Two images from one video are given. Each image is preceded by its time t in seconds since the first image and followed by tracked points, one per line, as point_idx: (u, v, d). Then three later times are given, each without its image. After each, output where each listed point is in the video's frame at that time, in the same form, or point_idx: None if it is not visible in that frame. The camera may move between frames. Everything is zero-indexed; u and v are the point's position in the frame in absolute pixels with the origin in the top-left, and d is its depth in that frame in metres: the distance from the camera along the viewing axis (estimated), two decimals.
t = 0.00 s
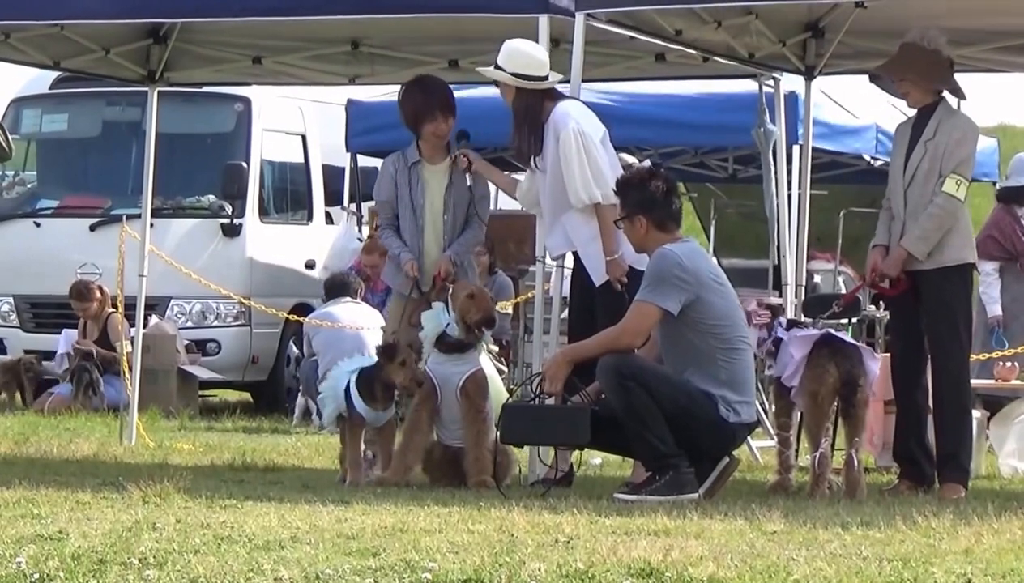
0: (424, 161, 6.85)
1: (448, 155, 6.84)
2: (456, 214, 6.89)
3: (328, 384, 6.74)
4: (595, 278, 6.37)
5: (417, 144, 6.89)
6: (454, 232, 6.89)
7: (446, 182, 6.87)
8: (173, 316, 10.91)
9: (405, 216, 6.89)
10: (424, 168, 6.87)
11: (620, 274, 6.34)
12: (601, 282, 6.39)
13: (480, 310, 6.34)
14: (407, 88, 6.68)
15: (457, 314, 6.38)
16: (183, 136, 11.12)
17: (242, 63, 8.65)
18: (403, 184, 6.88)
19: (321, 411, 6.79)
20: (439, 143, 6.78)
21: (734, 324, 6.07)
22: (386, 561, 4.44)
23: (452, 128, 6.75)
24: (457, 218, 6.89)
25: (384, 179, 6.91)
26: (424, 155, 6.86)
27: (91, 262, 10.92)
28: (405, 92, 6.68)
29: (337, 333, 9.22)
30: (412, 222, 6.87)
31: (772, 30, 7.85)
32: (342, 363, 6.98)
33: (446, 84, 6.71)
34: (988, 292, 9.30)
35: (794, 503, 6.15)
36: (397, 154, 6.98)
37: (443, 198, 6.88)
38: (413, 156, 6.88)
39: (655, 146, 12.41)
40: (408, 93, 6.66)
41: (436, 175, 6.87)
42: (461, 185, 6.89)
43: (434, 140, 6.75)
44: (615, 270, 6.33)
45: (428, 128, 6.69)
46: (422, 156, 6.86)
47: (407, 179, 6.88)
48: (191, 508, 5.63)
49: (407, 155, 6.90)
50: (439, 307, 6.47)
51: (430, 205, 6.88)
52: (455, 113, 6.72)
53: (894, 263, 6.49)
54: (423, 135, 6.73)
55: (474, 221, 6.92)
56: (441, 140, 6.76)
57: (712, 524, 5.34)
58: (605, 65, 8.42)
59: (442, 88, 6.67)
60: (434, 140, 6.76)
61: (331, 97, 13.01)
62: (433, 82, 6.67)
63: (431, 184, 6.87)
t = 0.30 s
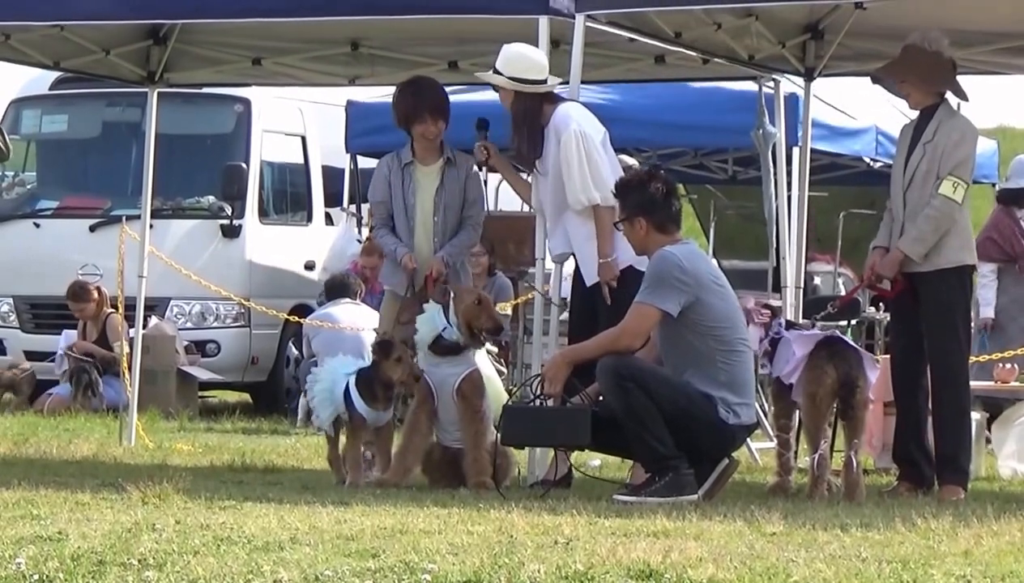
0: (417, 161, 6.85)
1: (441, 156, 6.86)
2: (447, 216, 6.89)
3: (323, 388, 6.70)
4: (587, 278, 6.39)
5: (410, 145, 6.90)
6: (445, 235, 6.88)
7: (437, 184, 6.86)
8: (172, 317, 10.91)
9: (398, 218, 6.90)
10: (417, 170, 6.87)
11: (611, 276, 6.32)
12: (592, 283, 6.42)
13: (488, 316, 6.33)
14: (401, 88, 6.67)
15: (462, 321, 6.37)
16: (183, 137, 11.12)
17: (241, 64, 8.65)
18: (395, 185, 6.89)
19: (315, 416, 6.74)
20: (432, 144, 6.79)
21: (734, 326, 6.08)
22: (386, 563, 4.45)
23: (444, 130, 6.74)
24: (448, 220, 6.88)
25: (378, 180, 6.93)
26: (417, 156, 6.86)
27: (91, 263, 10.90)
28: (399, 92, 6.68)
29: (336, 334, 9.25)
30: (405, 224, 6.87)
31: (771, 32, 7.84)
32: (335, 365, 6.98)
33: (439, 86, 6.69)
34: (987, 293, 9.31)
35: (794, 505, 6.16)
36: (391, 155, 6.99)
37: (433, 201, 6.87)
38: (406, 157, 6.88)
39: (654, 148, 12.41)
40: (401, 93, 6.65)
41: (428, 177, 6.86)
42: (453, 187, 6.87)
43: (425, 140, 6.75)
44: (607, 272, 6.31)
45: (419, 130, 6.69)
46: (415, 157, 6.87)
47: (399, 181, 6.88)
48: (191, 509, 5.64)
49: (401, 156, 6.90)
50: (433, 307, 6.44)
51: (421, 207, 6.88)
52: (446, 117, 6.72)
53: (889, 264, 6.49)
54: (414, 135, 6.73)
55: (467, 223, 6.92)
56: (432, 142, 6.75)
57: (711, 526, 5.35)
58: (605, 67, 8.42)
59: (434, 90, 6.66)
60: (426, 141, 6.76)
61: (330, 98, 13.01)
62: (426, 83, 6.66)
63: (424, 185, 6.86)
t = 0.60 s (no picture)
0: (410, 161, 6.85)
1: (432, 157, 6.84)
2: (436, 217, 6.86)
3: (311, 392, 6.64)
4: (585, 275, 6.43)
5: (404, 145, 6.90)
6: (437, 234, 6.87)
7: (428, 184, 6.85)
8: (172, 318, 10.92)
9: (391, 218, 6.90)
10: (409, 169, 6.87)
11: (613, 273, 6.34)
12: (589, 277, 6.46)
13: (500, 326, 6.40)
14: (396, 87, 6.67)
15: (474, 326, 6.41)
16: (183, 138, 11.12)
17: (241, 65, 8.65)
18: (387, 185, 6.88)
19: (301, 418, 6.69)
20: (424, 145, 6.77)
21: (735, 327, 6.08)
22: (385, 564, 4.44)
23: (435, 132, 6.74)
24: (438, 220, 6.86)
25: (371, 179, 6.93)
26: (410, 156, 6.86)
27: (92, 263, 10.86)
28: (394, 90, 6.68)
29: (336, 335, 9.28)
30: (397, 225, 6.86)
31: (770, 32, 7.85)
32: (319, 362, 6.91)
33: (435, 88, 6.69)
34: (986, 295, 9.31)
35: (793, 506, 6.16)
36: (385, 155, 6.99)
37: (424, 201, 6.86)
38: (399, 156, 6.88)
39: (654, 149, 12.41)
40: (395, 93, 6.64)
41: (420, 177, 6.86)
42: (444, 187, 6.85)
43: (418, 141, 6.74)
44: (609, 269, 6.32)
45: (411, 131, 6.69)
46: (407, 156, 6.86)
47: (391, 180, 6.88)
48: (191, 510, 5.63)
49: (394, 156, 6.90)
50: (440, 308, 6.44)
51: (413, 207, 6.87)
52: (438, 118, 6.71)
53: (890, 265, 6.49)
54: (405, 135, 6.74)
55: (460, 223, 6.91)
56: (423, 143, 6.75)
57: (711, 528, 5.34)
58: (605, 68, 8.42)
59: (430, 90, 6.66)
60: (419, 142, 6.75)
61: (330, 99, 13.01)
62: (422, 83, 6.65)
63: (416, 185, 6.86)
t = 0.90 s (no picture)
0: (398, 161, 6.86)
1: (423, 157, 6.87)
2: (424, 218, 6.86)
3: (303, 396, 6.54)
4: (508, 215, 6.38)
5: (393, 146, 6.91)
6: (426, 235, 6.87)
7: (417, 185, 6.86)
8: (171, 319, 10.93)
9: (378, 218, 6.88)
10: (398, 170, 6.88)
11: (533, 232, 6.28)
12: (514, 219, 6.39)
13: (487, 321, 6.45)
14: (386, 85, 6.67)
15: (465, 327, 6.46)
16: (183, 139, 11.13)
17: (241, 66, 8.65)
18: (375, 185, 6.87)
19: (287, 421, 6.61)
20: (414, 145, 6.78)
21: (735, 329, 6.08)
22: (385, 565, 4.44)
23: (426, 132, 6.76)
24: (427, 221, 6.87)
25: (359, 180, 6.92)
26: (399, 157, 6.87)
27: (92, 263, 10.86)
28: (384, 89, 6.68)
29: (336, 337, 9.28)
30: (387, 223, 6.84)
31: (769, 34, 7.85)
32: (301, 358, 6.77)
33: (426, 89, 6.69)
34: (985, 296, 9.31)
35: (793, 507, 6.16)
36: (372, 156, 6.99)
37: (413, 203, 6.86)
38: (388, 157, 6.89)
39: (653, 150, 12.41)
40: (386, 92, 6.64)
41: (409, 177, 6.87)
42: (432, 188, 6.87)
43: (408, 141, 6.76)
44: (535, 226, 6.28)
45: (402, 130, 6.70)
46: (397, 157, 6.87)
47: (381, 181, 6.87)
48: (190, 511, 5.63)
49: (383, 156, 6.91)
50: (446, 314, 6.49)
51: (402, 208, 6.87)
52: (430, 117, 6.72)
53: (890, 266, 6.48)
54: (397, 135, 6.74)
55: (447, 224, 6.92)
56: (415, 142, 6.76)
57: (710, 528, 5.35)
58: (605, 69, 8.42)
59: (422, 91, 6.66)
60: (408, 141, 6.76)
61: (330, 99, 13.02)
62: (413, 83, 6.65)
63: (404, 185, 6.86)
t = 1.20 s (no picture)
0: (410, 158, 6.85)
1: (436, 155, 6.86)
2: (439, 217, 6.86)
3: (318, 388, 6.72)
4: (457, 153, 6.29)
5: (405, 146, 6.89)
6: (443, 232, 6.86)
7: (433, 183, 6.85)
8: (172, 320, 10.93)
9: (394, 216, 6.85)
10: (413, 169, 6.86)
11: (473, 169, 6.17)
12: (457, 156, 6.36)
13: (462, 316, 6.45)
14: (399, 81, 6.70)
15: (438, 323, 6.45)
16: (183, 140, 11.13)
17: (241, 67, 8.66)
18: (389, 185, 6.86)
19: (298, 412, 6.77)
20: (429, 140, 6.77)
21: (735, 329, 6.08)
22: (384, 566, 4.44)
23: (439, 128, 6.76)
24: (444, 218, 6.87)
25: (373, 179, 6.89)
26: (412, 156, 6.86)
27: (91, 265, 10.87)
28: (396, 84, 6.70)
29: (336, 337, 9.26)
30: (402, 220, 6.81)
31: (769, 34, 7.85)
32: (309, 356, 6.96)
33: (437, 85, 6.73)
34: (985, 297, 9.31)
35: (792, 508, 6.16)
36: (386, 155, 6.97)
37: (428, 200, 6.86)
38: (403, 155, 6.87)
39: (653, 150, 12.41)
40: (398, 87, 6.65)
41: (424, 175, 6.85)
42: (447, 185, 6.86)
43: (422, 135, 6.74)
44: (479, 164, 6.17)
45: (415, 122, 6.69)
46: (410, 156, 6.86)
47: (396, 180, 6.85)
48: (190, 512, 5.63)
49: (398, 153, 6.89)
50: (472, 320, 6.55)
51: (417, 207, 6.85)
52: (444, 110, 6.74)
53: (890, 266, 6.48)
54: (411, 129, 6.72)
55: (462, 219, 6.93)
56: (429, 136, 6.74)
57: (710, 529, 5.35)
58: (604, 69, 8.42)
59: (434, 87, 6.70)
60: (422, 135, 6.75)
61: (330, 100, 13.02)
62: (426, 80, 6.70)
63: (420, 182, 6.85)
